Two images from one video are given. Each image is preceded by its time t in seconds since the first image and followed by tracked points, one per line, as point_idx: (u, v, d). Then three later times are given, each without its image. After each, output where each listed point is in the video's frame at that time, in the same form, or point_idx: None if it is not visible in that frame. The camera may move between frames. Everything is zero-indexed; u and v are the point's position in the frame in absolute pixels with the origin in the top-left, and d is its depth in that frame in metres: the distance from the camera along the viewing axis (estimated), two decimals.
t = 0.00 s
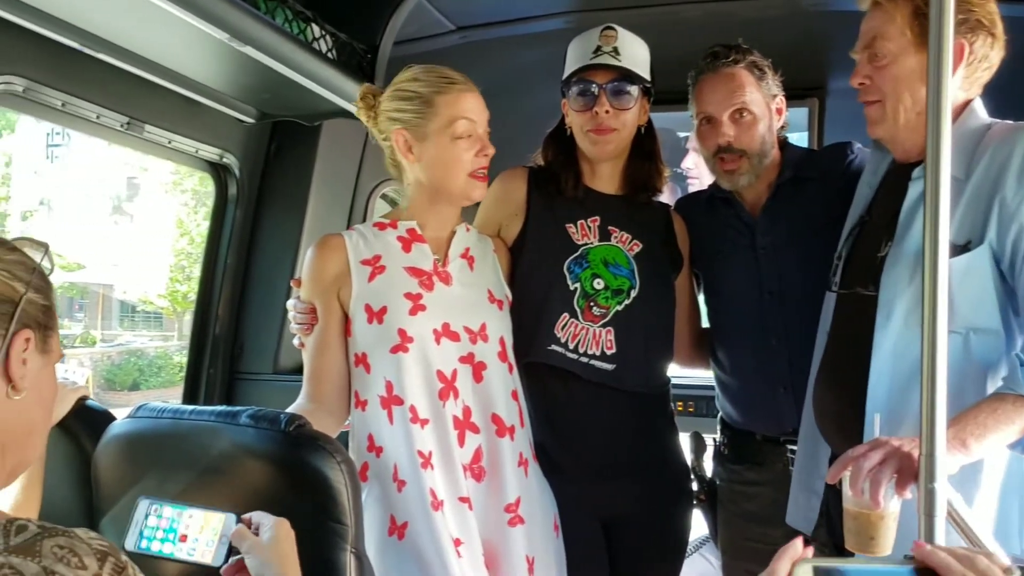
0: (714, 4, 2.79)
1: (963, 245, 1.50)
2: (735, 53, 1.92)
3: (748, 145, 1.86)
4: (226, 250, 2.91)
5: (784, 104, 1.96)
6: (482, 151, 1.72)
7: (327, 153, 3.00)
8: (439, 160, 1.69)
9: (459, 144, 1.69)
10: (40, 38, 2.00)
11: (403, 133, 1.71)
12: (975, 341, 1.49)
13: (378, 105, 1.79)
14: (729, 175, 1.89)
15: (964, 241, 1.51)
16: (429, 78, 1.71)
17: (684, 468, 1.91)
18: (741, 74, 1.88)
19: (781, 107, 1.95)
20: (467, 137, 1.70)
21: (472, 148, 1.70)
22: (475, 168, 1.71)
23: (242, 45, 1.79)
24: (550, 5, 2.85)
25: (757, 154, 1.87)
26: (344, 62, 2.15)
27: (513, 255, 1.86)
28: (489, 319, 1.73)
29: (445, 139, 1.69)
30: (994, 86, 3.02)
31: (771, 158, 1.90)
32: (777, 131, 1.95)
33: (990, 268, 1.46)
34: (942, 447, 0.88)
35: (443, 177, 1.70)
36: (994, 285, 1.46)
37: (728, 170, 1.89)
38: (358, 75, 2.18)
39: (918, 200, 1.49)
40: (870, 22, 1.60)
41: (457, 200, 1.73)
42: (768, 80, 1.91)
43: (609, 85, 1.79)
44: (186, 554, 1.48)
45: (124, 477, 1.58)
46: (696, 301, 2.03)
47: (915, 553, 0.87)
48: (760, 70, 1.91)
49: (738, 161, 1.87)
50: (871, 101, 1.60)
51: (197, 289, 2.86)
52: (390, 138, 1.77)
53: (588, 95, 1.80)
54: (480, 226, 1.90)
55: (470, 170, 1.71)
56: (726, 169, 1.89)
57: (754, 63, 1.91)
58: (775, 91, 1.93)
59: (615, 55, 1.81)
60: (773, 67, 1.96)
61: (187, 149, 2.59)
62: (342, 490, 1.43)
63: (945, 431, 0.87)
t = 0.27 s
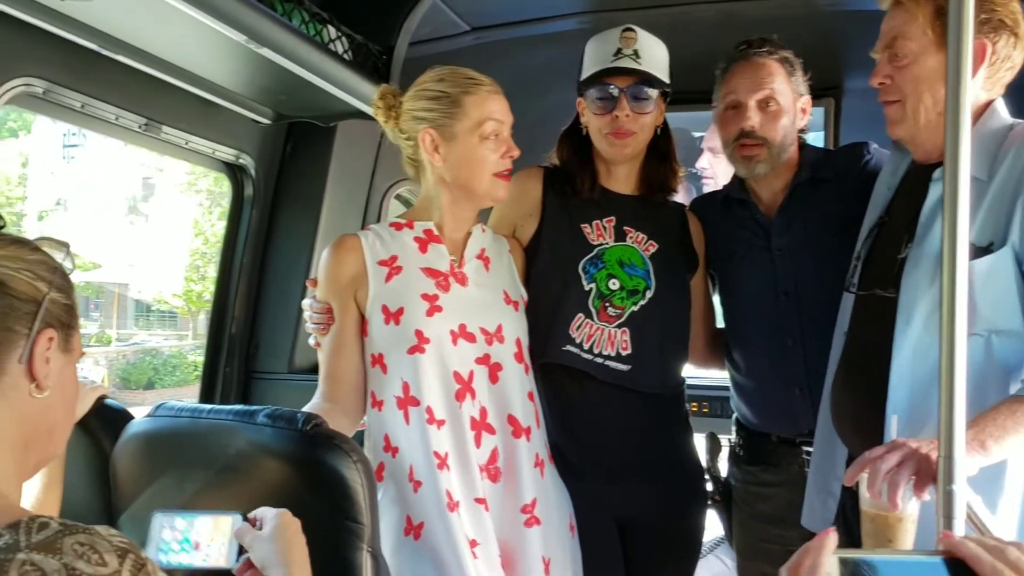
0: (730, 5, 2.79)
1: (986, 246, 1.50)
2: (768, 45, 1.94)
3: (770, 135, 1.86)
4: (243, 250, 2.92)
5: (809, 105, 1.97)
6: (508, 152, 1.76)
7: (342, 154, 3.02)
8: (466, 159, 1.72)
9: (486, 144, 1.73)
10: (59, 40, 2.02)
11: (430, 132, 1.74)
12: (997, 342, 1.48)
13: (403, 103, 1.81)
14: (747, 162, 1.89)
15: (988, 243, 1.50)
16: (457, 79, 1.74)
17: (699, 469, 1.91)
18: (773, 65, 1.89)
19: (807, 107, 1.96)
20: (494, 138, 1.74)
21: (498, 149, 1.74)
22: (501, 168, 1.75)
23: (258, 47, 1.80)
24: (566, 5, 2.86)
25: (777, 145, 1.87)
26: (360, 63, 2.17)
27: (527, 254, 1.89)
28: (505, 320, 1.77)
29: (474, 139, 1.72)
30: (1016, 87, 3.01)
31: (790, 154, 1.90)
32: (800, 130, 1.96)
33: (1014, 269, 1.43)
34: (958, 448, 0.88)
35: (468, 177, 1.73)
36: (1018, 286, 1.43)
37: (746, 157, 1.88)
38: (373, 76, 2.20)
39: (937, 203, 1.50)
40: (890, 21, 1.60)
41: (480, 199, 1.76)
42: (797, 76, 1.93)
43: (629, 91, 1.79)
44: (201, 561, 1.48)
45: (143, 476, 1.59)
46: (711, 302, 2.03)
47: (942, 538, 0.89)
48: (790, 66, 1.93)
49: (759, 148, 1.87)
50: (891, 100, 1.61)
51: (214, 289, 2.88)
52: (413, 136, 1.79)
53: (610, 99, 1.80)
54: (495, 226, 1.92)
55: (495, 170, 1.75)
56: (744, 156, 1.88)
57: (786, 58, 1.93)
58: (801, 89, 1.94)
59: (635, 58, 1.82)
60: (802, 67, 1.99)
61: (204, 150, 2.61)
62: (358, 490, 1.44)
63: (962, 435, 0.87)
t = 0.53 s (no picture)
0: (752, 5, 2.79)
1: (1016, 248, 1.48)
2: (809, 48, 1.93)
3: (803, 140, 1.86)
4: (265, 250, 2.95)
5: (842, 109, 1.97)
6: (534, 153, 1.79)
7: (364, 155, 3.04)
8: (491, 158, 1.76)
9: (512, 144, 1.76)
10: (86, 44, 2.05)
11: (457, 131, 1.78)
12: None
13: (431, 103, 1.86)
14: (776, 165, 1.88)
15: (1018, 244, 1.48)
16: (484, 80, 1.78)
17: (720, 471, 1.91)
18: (811, 69, 1.88)
19: (839, 113, 1.96)
20: (520, 138, 1.77)
21: (524, 149, 1.78)
22: (526, 168, 1.78)
23: (282, 50, 1.81)
24: (587, 5, 2.86)
25: (808, 150, 1.87)
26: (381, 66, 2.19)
27: (549, 255, 1.90)
28: (529, 321, 1.79)
29: (500, 138, 1.76)
30: None
31: (818, 159, 1.90)
32: (829, 135, 1.96)
33: None
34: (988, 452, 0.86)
35: (493, 176, 1.76)
36: None
37: (774, 158, 1.88)
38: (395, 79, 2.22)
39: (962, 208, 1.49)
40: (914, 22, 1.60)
41: (505, 199, 1.79)
42: (833, 81, 1.92)
43: (659, 95, 1.80)
44: None
45: (170, 475, 1.62)
46: (733, 303, 2.03)
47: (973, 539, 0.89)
48: (828, 71, 1.92)
49: (788, 151, 1.86)
50: (914, 101, 1.60)
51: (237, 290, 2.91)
52: (440, 136, 1.84)
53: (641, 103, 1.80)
54: (516, 226, 1.94)
55: (521, 170, 1.78)
56: (773, 157, 1.88)
57: (825, 63, 1.92)
58: (836, 94, 1.94)
59: (665, 63, 1.82)
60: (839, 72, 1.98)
61: (228, 152, 2.64)
62: (381, 490, 1.44)
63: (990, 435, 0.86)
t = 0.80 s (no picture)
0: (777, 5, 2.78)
1: None
2: (835, 45, 1.94)
3: (831, 135, 1.86)
4: (289, 251, 2.97)
5: (870, 107, 1.98)
6: (558, 151, 1.79)
7: (387, 156, 3.05)
8: (515, 156, 1.76)
9: (536, 142, 1.76)
10: (112, 46, 2.08)
11: (481, 130, 1.78)
12: None
13: (455, 104, 1.88)
14: (804, 161, 1.89)
15: None
16: (509, 79, 1.80)
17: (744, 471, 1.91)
18: (838, 65, 1.89)
19: (867, 110, 1.96)
20: (544, 137, 1.77)
21: (549, 148, 1.78)
22: (550, 167, 1.78)
23: (308, 51, 1.82)
24: (609, 6, 2.86)
25: (836, 145, 1.87)
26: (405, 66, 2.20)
27: (573, 255, 1.92)
28: (553, 321, 1.79)
29: (525, 136, 1.76)
30: None
31: (846, 156, 1.90)
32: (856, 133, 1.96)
33: None
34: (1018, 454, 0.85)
35: (517, 174, 1.77)
36: None
37: (802, 154, 1.88)
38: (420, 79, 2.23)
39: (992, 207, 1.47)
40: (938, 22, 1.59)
41: (528, 197, 1.80)
42: (860, 77, 1.93)
43: (690, 97, 1.80)
44: None
45: (197, 472, 1.63)
46: (757, 302, 2.04)
47: (1004, 542, 0.90)
48: (855, 67, 1.93)
49: (816, 147, 1.87)
50: (941, 102, 1.59)
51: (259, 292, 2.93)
52: (464, 135, 1.84)
53: (670, 104, 1.81)
54: (539, 226, 1.95)
55: (544, 168, 1.78)
56: (801, 153, 1.88)
57: (852, 59, 1.93)
58: (864, 91, 1.95)
59: (695, 64, 1.83)
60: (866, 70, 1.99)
61: (252, 153, 2.67)
62: (406, 489, 1.44)
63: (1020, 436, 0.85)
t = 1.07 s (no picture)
0: (804, 5, 2.76)
1: None
2: (850, 45, 1.95)
3: (868, 133, 1.86)
4: (315, 252, 2.99)
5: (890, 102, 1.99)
6: (583, 152, 1.79)
7: (413, 157, 3.06)
8: (540, 156, 1.76)
9: (561, 142, 1.76)
10: (145, 49, 2.12)
11: (506, 131, 1.78)
12: None
13: (479, 106, 1.88)
14: (847, 164, 1.87)
15: None
16: (534, 80, 1.80)
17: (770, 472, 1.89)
18: (859, 63, 1.90)
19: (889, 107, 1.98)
20: (570, 137, 1.77)
21: (574, 148, 1.78)
22: (575, 167, 1.78)
23: (336, 53, 1.84)
24: (635, 6, 2.86)
25: (874, 143, 1.87)
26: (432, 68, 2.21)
27: (599, 255, 1.91)
28: (579, 322, 1.79)
29: (550, 137, 1.76)
30: None
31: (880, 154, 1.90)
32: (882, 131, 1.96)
33: None
34: None
35: (542, 174, 1.77)
36: None
37: (846, 157, 1.87)
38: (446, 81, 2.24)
39: None
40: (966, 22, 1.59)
41: (553, 198, 1.79)
42: (879, 75, 1.95)
43: (722, 97, 1.82)
44: None
45: (227, 471, 1.65)
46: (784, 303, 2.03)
47: None
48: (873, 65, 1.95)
49: (856, 147, 1.86)
50: (971, 103, 1.58)
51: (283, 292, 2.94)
52: (489, 136, 1.84)
53: (703, 104, 1.82)
54: (565, 227, 1.95)
55: (570, 169, 1.78)
56: (844, 156, 1.87)
57: (869, 58, 1.95)
58: (884, 88, 1.96)
59: (728, 64, 1.87)
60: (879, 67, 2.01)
61: (280, 155, 2.70)
62: (434, 489, 1.44)
63: None
